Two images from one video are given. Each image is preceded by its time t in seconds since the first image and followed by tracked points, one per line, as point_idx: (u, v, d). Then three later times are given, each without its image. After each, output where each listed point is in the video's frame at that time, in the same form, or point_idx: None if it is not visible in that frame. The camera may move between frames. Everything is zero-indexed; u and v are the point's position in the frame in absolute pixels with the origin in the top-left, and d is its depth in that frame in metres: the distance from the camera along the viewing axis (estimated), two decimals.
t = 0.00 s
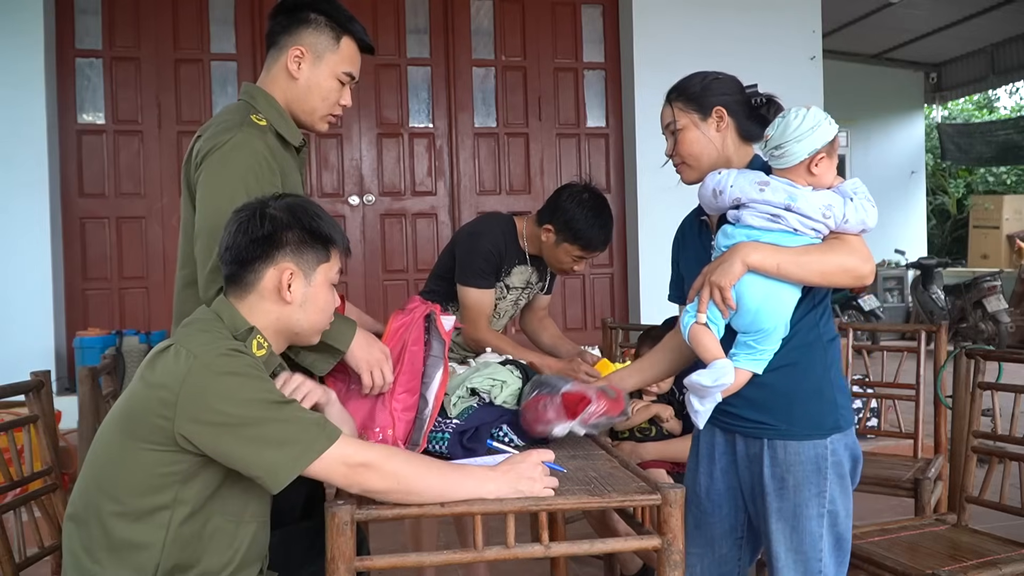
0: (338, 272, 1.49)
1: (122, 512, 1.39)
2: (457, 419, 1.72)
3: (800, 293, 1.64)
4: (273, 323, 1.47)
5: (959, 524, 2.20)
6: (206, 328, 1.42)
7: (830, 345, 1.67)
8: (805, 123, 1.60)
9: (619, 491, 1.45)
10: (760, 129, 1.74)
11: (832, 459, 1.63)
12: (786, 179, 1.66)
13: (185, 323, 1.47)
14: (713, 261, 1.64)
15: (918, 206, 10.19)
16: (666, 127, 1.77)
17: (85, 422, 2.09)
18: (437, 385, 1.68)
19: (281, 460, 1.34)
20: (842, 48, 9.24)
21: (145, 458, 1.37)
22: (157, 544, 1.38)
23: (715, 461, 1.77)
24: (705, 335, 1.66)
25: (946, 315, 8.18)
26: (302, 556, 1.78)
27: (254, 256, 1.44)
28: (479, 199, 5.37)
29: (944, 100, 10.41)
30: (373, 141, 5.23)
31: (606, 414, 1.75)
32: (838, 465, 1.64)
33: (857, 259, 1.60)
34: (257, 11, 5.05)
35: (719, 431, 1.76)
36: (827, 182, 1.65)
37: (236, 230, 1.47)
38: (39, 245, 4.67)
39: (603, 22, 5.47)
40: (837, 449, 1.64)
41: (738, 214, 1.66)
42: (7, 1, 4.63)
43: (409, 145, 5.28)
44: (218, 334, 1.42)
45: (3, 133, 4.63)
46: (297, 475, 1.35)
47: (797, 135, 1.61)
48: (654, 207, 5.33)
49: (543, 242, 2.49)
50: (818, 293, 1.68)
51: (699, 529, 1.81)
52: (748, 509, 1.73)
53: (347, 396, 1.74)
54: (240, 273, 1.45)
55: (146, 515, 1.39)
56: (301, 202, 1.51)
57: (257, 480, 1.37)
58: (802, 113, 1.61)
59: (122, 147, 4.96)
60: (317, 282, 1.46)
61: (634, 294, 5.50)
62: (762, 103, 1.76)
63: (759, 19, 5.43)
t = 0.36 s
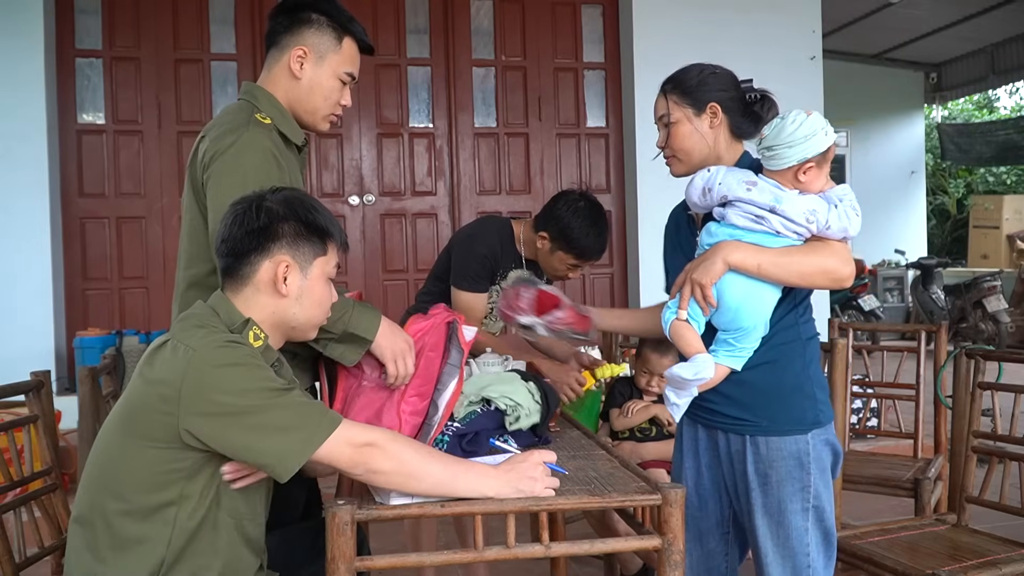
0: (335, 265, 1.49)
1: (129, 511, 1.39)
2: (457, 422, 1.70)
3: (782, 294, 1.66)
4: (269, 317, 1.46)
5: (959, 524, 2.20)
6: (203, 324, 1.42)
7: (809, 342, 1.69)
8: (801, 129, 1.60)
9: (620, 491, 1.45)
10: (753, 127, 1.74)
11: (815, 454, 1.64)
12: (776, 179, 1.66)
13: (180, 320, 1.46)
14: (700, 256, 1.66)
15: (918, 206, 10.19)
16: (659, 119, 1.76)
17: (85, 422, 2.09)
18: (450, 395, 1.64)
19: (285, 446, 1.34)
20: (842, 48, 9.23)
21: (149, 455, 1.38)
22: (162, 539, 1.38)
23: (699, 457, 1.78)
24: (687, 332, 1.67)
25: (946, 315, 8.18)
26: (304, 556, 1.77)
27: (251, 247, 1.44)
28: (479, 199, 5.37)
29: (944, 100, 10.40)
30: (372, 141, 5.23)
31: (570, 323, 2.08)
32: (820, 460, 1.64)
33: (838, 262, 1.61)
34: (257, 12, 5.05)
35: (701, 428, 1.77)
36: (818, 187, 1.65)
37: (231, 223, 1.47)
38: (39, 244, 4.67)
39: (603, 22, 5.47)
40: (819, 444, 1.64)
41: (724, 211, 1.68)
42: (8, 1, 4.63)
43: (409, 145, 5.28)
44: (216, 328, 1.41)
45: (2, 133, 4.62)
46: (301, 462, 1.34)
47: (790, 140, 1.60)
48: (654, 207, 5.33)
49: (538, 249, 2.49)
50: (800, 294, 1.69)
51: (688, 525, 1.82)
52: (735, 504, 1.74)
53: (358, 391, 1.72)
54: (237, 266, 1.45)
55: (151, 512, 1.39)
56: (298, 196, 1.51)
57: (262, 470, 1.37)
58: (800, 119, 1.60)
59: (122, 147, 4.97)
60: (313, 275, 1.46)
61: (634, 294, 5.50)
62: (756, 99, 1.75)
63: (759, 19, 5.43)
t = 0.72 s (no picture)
0: (333, 268, 1.49)
1: (126, 517, 1.38)
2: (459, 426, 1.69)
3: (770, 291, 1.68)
4: (265, 321, 1.45)
5: (959, 524, 2.20)
6: (200, 331, 1.40)
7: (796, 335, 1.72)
8: (794, 142, 1.61)
9: (620, 491, 1.45)
10: (727, 130, 1.78)
11: (806, 442, 1.67)
12: (768, 181, 1.68)
13: (173, 326, 1.44)
14: (691, 258, 1.65)
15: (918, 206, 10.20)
16: (641, 119, 1.78)
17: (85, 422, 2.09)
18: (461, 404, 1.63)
19: (288, 455, 1.34)
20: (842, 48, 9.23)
21: (147, 463, 1.36)
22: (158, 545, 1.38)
23: (691, 453, 1.78)
24: (682, 328, 1.69)
25: (946, 315, 8.18)
26: (305, 556, 1.77)
27: (248, 250, 1.43)
28: (479, 199, 5.37)
29: (944, 100, 10.40)
30: (372, 141, 5.23)
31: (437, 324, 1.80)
32: (810, 448, 1.68)
33: (823, 260, 1.64)
34: (256, 12, 5.05)
35: (692, 423, 1.76)
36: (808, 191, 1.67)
37: (229, 225, 1.46)
38: (39, 244, 4.67)
39: (603, 22, 5.47)
40: (808, 433, 1.68)
41: (717, 210, 1.67)
42: (8, 1, 4.63)
43: (409, 145, 5.28)
44: (214, 335, 1.40)
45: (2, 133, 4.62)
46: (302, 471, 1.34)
47: (784, 154, 1.62)
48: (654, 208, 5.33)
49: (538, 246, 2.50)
50: (789, 288, 1.72)
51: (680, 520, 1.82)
52: (728, 499, 1.74)
53: (375, 386, 1.70)
54: (233, 268, 1.44)
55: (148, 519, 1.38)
56: (297, 198, 1.51)
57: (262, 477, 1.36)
58: (795, 132, 1.60)
59: (122, 147, 4.97)
60: (311, 279, 1.45)
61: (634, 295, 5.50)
62: (733, 105, 1.79)
63: (759, 19, 5.43)
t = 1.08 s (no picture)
0: (319, 263, 1.49)
1: (123, 519, 1.38)
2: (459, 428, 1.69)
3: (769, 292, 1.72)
4: (255, 317, 1.46)
5: (959, 524, 2.21)
6: (194, 332, 1.39)
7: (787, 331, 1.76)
8: (802, 149, 1.68)
9: (619, 491, 1.45)
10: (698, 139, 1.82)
11: (805, 435, 1.69)
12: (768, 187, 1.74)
13: (167, 328, 1.44)
14: (695, 260, 1.66)
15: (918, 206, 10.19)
16: (615, 126, 1.78)
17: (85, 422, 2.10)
18: (457, 401, 1.63)
19: (288, 457, 1.33)
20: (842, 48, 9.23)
21: (144, 464, 1.36)
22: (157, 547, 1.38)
23: (689, 453, 1.78)
24: (691, 330, 1.67)
25: (946, 315, 8.17)
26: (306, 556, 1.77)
27: (231, 249, 1.42)
28: (479, 199, 5.36)
29: (944, 101, 10.41)
30: (372, 141, 5.23)
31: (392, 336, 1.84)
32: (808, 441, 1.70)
33: (818, 259, 1.70)
34: (257, 12, 5.05)
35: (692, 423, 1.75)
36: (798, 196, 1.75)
37: (213, 224, 1.46)
38: (40, 244, 4.67)
39: (603, 22, 5.47)
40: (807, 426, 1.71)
41: (718, 211, 1.69)
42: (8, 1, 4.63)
43: (409, 145, 5.28)
44: (208, 337, 1.39)
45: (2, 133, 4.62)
46: (302, 472, 1.34)
47: (792, 159, 1.69)
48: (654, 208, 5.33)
49: (539, 244, 2.51)
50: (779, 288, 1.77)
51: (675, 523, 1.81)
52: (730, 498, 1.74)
53: (362, 393, 1.75)
54: (218, 267, 1.44)
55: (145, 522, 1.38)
56: (280, 193, 1.50)
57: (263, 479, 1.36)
58: (799, 139, 1.68)
59: (122, 147, 4.97)
60: (297, 275, 1.45)
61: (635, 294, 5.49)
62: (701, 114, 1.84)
63: (759, 18, 5.43)
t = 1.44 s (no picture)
0: (306, 257, 1.48)
1: (121, 521, 1.37)
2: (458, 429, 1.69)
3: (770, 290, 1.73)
4: (242, 312, 1.45)
5: (959, 524, 2.20)
6: (186, 331, 1.39)
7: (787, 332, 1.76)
8: (800, 143, 1.70)
9: (620, 491, 1.45)
10: (701, 139, 1.81)
11: (805, 437, 1.69)
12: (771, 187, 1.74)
13: (158, 328, 1.43)
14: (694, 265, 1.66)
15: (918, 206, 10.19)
16: (616, 134, 1.78)
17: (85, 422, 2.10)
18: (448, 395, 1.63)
19: (286, 456, 1.34)
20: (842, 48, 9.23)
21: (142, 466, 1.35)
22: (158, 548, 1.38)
23: (688, 453, 1.78)
24: (683, 335, 1.69)
25: (946, 315, 8.17)
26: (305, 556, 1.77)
27: (216, 244, 1.42)
28: (479, 199, 5.36)
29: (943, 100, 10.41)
30: (372, 142, 5.23)
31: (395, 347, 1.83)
32: (808, 442, 1.70)
33: (817, 259, 1.70)
34: (257, 12, 5.05)
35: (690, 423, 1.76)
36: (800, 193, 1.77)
37: (197, 219, 1.45)
38: (41, 244, 4.67)
39: (603, 22, 5.47)
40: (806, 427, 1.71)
41: (720, 210, 1.69)
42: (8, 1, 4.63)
43: (409, 145, 5.28)
44: (201, 336, 1.38)
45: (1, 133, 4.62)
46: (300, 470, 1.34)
47: (791, 154, 1.70)
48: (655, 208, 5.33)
49: (538, 242, 2.50)
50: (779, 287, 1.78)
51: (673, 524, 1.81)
52: (728, 497, 1.74)
53: (352, 392, 1.74)
54: (203, 263, 1.43)
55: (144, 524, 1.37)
56: (265, 187, 1.49)
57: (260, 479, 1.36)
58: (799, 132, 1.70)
59: (122, 147, 4.97)
60: (283, 269, 1.44)
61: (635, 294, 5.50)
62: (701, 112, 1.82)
63: (759, 18, 5.43)
